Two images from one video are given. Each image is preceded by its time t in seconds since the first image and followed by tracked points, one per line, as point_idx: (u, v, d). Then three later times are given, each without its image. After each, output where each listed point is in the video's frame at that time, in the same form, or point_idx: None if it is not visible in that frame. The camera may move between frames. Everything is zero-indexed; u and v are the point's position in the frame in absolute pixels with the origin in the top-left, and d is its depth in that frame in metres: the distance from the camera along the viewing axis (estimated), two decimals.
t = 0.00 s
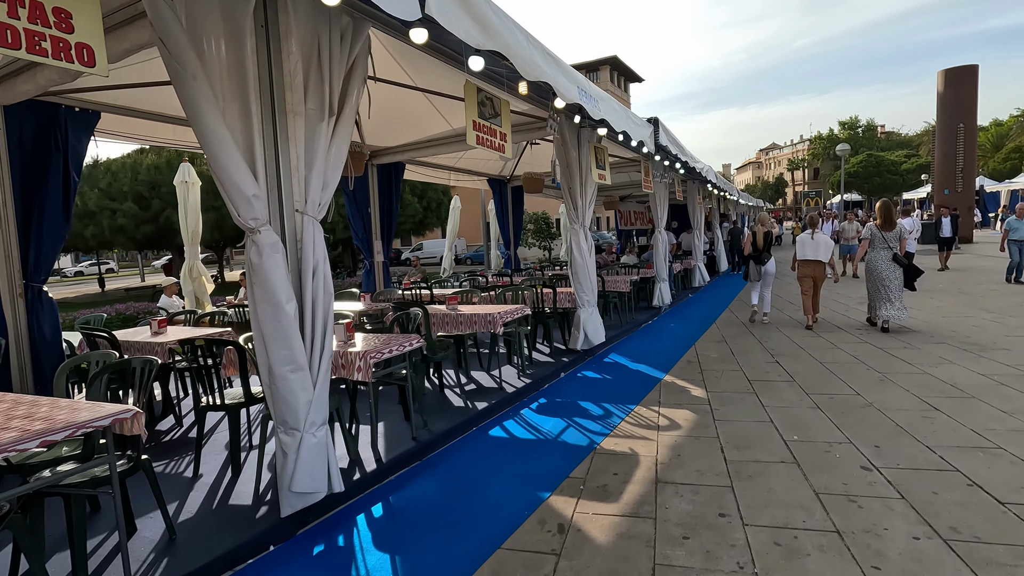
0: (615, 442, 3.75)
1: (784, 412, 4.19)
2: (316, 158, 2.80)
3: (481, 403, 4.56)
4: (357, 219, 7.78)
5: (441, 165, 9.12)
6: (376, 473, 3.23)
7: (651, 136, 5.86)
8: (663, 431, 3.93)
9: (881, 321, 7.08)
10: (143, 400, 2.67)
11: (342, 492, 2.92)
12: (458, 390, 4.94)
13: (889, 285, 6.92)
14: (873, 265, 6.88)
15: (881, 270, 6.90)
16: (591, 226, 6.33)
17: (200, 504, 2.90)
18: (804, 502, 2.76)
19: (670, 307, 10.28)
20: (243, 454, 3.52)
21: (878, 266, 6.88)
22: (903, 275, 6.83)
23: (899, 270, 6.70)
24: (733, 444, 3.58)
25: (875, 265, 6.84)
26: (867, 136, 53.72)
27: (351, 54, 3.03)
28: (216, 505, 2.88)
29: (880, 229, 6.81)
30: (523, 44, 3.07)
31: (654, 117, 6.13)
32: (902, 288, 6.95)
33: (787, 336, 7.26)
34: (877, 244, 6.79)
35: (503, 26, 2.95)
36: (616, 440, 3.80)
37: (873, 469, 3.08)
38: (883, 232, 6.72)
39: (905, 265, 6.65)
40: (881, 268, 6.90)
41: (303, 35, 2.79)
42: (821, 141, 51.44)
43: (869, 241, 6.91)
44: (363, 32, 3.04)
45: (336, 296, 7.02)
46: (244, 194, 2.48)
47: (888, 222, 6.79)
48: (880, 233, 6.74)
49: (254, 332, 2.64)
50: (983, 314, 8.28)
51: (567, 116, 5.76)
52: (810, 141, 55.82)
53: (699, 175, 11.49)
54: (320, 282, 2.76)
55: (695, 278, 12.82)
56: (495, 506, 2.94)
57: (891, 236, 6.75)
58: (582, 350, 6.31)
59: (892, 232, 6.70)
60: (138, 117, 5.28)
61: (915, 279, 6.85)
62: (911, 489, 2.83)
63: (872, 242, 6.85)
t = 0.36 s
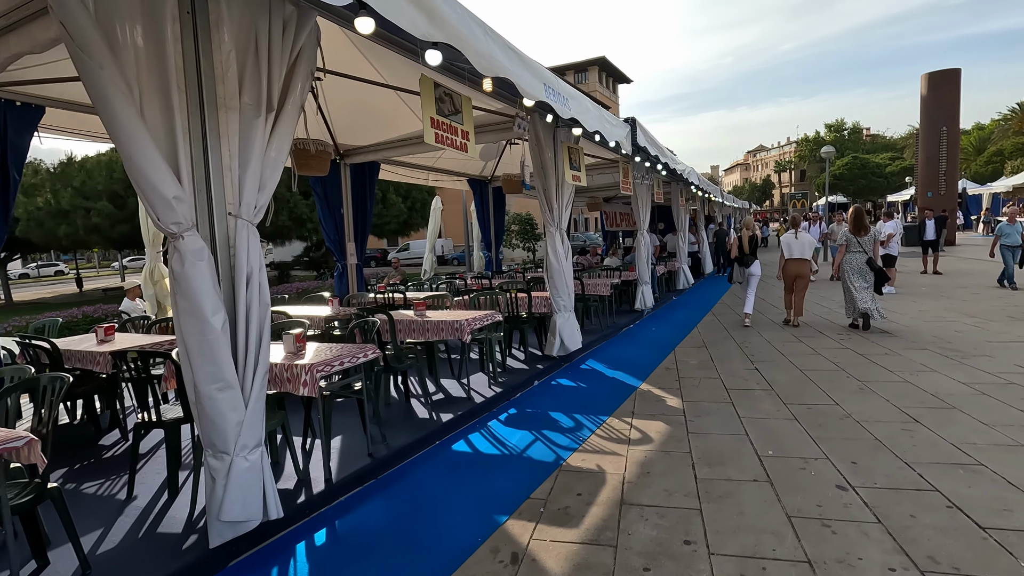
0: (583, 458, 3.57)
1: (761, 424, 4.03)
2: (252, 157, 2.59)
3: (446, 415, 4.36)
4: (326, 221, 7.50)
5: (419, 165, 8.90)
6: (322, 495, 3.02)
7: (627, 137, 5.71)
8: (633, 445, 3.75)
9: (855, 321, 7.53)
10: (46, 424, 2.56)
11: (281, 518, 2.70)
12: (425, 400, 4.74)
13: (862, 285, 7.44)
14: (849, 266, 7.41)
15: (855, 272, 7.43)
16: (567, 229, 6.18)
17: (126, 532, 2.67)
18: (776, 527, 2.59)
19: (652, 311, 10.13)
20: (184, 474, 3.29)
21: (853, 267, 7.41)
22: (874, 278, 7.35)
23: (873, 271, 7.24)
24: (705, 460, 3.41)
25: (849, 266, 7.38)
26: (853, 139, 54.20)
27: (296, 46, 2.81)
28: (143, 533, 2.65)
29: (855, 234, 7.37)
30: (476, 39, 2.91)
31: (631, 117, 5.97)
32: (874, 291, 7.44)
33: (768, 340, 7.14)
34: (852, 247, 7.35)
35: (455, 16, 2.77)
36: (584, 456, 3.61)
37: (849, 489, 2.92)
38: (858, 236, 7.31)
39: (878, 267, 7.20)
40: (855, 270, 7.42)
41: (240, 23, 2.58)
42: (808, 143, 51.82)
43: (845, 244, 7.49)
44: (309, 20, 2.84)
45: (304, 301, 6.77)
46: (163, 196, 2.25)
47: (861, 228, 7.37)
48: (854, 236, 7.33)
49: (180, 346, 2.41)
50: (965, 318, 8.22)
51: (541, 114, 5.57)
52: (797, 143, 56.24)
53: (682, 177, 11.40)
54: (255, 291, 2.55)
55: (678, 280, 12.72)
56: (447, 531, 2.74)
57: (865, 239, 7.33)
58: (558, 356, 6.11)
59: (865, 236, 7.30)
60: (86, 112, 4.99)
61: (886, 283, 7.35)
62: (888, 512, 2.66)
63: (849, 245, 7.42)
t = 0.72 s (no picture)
0: (534, 471, 3.32)
1: (720, 429, 3.87)
2: (143, 138, 2.22)
3: (390, 425, 4.04)
4: (269, 220, 7.02)
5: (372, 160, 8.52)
6: (238, 524, 2.68)
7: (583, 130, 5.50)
8: (588, 454, 3.53)
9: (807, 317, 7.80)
10: None
11: (183, 554, 2.36)
12: (368, 410, 4.40)
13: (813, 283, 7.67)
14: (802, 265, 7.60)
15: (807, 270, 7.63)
16: (524, 227, 5.95)
17: None
18: (736, 545, 2.39)
19: (614, 311, 10.01)
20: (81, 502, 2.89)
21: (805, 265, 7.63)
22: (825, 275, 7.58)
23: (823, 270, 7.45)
24: (662, 470, 3.21)
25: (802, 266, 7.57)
26: (807, 143, 56.01)
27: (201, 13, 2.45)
28: None
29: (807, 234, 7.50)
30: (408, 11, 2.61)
31: (588, 110, 5.76)
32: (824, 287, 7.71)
33: (727, 339, 7.06)
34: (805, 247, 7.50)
35: None
36: (535, 468, 3.36)
37: (812, 499, 2.76)
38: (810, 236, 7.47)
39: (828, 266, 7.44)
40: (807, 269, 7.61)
41: None
42: (765, 146, 53.24)
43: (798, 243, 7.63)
44: None
45: (244, 304, 6.33)
46: (19, 181, 1.88)
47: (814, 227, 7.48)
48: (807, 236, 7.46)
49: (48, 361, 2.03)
50: (916, 315, 8.36)
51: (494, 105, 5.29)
52: (754, 146, 57.75)
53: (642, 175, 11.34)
54: (146, 295, 2.19)
55: (640, 280, 12.68)
56: (377, 561, 2.44)
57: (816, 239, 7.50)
58: (515, 360, 5.85)
59: (817, 236, 7.46)
60: None
61: (835, 279, 7.62)
62: (852, 524, 2.51)
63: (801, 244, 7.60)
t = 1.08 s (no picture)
0: (481, 493, 3.06)
1: (682, 440, 3.67)
2: None
3: (330, 442, 3.73)
4: (213, 220, 6.57)
5: (328, 157, 8.15)
6: (133, 568, 2.35)
7: (542, 127, 5.28)
8: (540, 472, 3.28)
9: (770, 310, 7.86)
10: None
11: None
12: (308, 425, 4.07)
13: (776, 279, 7.71)
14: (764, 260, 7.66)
15: (770, 266, 7.71)
16: (482, 227, 5.69)
17: None
18: None
19: (580, 312, 9.83)
20: None
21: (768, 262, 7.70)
22: (787, 271, 7.67)
23: (784, 265, 7.50)
24: (618, 489, 2.99)
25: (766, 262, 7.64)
26: (773, 144, 57.19)
27: None
28: None
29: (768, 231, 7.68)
30: None
31: (548, 105, 5.53)
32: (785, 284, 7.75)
33: (693, 342, 6.92)
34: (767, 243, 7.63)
35: None
36: (482, 490, 3.10)
37: (774, 520, 2.57)
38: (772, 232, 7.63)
39: (791, 261, 7.55)
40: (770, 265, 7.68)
41: None
42: (733, 148, 54.11)
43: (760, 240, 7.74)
44: None
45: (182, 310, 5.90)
46: None
47: (774, 224, 7.70)
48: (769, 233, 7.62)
49: None
50: (878, 315, 8.37)
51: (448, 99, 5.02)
52: (723, 148, 58.66)
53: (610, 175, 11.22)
54: None
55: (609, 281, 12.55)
56: None
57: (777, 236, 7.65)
58: (473, 366, 5.58)
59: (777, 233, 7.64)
60: None
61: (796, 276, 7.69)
62: (817, 549, 2.31)
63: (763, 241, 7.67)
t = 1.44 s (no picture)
0: (420, 517, 2.81)
1: (643, 455, 3.46)
2: None
3: (266, 457, 3.44)
4: (162, 215, 6.21)
5: (293, 152, 7.83)
6: None
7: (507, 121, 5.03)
8: (488, 492, 3.04)
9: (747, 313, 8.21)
10: None
11: None
12: (246, 437, 3.78)
13: (748, 280, 8.18)
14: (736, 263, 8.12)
15: (743, 268, 8.15)
16: (446, 226, 5.44)
17: None
18: None
19: (556, 313, 9.61)
20: None
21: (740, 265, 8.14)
22: (757, 273, 8.13)
23: (756, 269, 7.95)
24: (569, 512, 2.76)
25: (739, 265, 8.08)
26: (757, 146, 57.60)
27: None
28: None
29: (740, 235, 8.02)
30: None
31: (513, 99, 5.29)
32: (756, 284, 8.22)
33: (666, 346, 6.74)
34: (740, 247, 8.00)
35: None
36: (422, 513, 2.85)
37: (732, 550, 2.35)
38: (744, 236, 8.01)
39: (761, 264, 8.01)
40: (743, 267, 8.14)
41: None
42: (718, 149, 54.40)
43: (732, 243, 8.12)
44: None
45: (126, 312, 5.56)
46: None
47: (745, 228, 8.04)
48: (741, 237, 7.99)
49: None
50: (855, 318, 8.26)
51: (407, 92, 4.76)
52: (708, 148, 58.93)
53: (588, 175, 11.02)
54: None
55: (587, 281, 12.37)
56: None
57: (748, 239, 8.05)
58: (434, 371, 5.32)
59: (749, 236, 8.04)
60: None
61: (765, 276, 8.15)
62: None
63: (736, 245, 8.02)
